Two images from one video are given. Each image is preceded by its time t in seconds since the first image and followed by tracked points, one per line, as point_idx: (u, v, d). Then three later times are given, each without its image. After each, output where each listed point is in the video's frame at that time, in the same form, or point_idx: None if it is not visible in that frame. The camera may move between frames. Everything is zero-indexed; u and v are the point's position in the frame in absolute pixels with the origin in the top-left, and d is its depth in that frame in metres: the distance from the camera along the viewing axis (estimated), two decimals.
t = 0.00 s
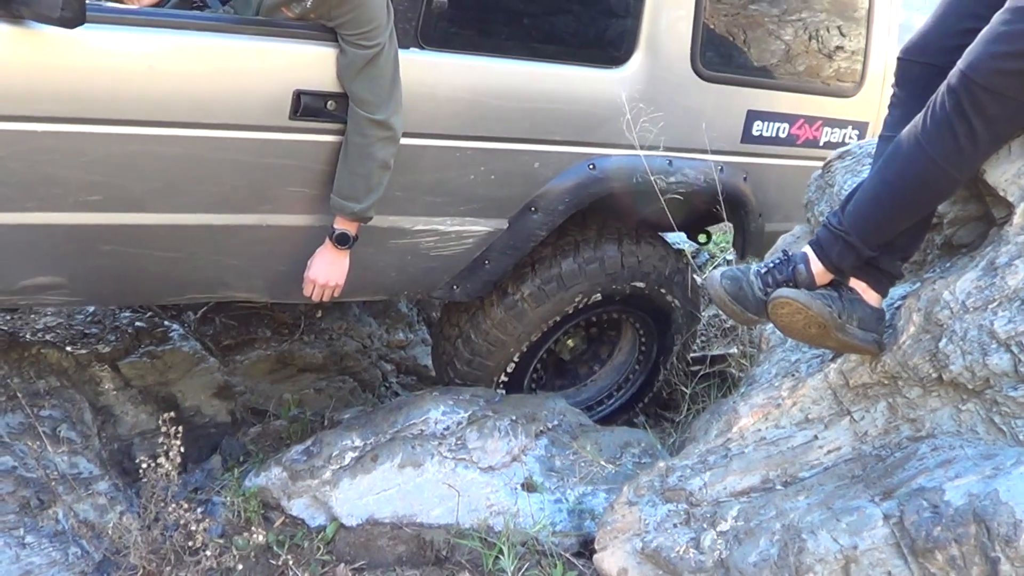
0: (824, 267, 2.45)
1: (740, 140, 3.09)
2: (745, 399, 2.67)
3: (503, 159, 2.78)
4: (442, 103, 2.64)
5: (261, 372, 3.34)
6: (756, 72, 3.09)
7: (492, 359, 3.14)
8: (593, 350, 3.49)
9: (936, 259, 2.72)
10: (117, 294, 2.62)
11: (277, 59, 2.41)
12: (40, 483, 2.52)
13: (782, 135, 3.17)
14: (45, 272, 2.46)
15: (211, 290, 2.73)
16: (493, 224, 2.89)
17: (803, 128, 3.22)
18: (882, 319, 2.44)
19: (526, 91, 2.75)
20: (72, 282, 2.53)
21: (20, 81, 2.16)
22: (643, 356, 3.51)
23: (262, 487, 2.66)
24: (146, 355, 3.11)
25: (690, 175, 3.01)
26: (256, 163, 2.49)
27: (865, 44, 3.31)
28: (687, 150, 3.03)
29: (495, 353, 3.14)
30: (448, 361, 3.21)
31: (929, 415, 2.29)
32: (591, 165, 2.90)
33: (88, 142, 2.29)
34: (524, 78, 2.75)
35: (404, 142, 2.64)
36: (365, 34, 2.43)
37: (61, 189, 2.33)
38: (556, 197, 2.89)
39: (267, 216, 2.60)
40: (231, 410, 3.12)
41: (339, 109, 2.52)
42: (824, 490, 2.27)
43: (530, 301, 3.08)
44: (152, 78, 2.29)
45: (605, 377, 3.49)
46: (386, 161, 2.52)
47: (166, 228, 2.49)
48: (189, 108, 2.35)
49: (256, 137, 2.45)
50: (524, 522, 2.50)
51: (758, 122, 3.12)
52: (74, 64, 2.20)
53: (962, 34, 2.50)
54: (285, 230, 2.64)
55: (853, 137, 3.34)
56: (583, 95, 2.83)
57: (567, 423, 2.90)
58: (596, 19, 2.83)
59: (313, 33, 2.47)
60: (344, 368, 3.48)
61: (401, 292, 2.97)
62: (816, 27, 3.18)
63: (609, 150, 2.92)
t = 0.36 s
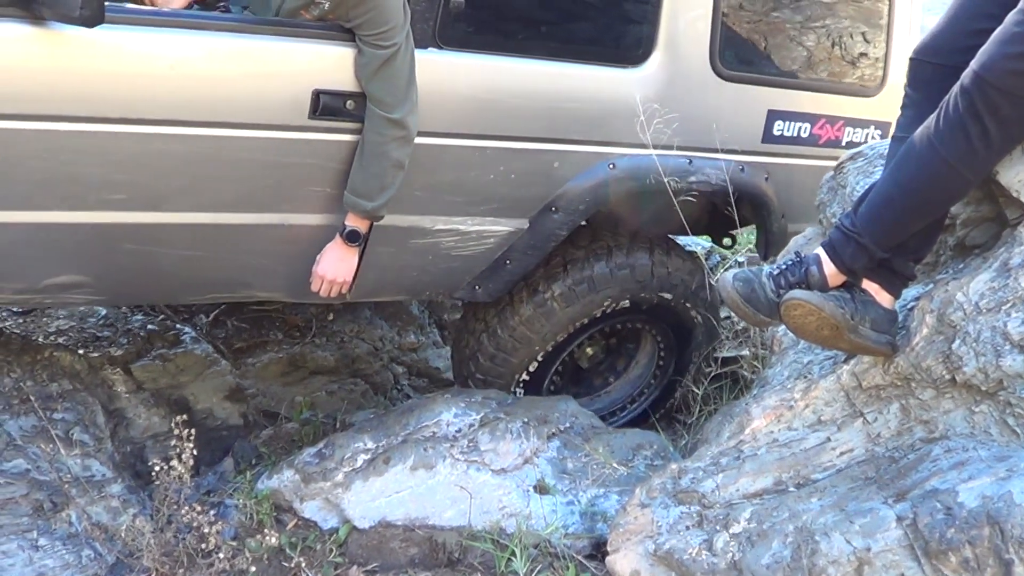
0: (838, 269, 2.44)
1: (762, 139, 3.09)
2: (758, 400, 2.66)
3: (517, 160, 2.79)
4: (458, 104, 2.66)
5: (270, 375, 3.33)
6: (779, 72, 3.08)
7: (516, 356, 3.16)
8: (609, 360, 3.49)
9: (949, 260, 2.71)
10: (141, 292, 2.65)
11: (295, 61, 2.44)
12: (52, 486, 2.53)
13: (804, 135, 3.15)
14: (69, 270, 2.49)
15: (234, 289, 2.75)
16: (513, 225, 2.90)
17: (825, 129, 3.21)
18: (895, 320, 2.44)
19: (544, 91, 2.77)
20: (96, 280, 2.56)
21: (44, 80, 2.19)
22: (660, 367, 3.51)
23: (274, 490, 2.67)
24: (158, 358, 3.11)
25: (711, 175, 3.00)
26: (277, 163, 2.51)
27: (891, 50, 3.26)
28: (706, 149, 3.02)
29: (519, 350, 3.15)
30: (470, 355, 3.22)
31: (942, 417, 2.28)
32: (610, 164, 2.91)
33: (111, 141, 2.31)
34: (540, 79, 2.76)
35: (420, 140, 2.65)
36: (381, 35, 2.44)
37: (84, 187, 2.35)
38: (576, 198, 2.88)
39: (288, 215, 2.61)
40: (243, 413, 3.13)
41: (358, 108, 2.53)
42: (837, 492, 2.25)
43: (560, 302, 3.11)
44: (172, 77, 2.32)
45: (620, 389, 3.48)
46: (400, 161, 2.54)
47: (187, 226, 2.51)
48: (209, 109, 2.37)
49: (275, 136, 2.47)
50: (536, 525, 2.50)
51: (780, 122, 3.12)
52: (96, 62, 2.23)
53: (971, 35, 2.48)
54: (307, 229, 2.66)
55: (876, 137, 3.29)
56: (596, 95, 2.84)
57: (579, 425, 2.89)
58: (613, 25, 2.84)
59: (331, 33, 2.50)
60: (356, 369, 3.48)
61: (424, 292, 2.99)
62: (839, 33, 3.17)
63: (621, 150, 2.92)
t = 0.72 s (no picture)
0: (852, 270, 2.43)
1: (794, 144, 3.12)
2: (774, 402, 2.66)
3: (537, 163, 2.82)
4: (498, 101, 2.71)
5: (287, 379, 3.33)
6: (812, 78, 3.12)
7: (562, 344, 3.16)
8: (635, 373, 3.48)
9: (964, 261, 2.71)
10: (186, 282, 2.73)
11: (336, 56, 2.52)
12: (69, 490, 2.54)
13: (837, 140, 3.18)
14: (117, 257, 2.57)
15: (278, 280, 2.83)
16: (551, 223, 2.95)
17: (857, 135, 3.23)
18: (908, 322, 2.44)
19: (582, 92, 2.81)
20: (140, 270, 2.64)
21: (98, 70, 2.28)
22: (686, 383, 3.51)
23: (290, 493, 2.68)
24: (175, 362, 3.11)
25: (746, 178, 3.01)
26: (321, 154, 2.58)
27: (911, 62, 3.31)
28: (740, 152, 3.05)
29: (566, 339, 3.15)
30: (516, 339, 3.22)
31: (957, 418, 2.27)
32: (645, 165, 2.94)
33: (153, 130, 2.40)
34: (563, 80, 2.78)
35: (462, 137, 2.70)
36: (425, 31, 2.52)
37: (133, 175, 2.44)
38: (612, 197, 2.93)
39: (330, 208, 2.69)
40: (259, 417, 3.15)
41: (399, 103, 2.60)
42: (852, 494, 2.25)
43: (615, 296, 3.12)
44: (221, 70, 2.40)
45: (642, 403, 3.47)
46: (444, 154, 2.62)
47: (228, 216, 2.59)
48: (253, 100, 2.45)
49: (318, 128, 2.54)
50: (552, 527, 2.50)
51: (812, 128, 3.15)
52: (145, 51, 2.33)
53: (983, 36, 2.47)
54: (349, 223, 2.73)
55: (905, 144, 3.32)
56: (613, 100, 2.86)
57: (594, 427, 2.89)
58: (629, 35, 2.87)
59: (374, 30, 2.59)
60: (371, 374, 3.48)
61: (462, 288, 3.06)
62: (859, 43, 3.20)
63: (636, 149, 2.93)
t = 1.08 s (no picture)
0: (871, 280, 2.40)
1: (830, 152, 3.12)
2: (792, 412, 2.67)
3: (569, 167, 2.86)
4: (544, 101, 2.78)
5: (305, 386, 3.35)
6: (840, 87, 3.13)
7: (608, 342, 3.15)
8: (665, 389, 3.44)
9: (982, 271, 2.71)
10: (233, 273, 2.82)
11: (381, 46, 2.62)
12: (88, 492, 2.56)
13: (873, 149, 3.17)
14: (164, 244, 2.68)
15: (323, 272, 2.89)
16: (591, 223, 2.98)
17: (893, 145, 3.22)
18: (926, 332, 2.41)
19: (622, 93, 2.86)
20: (192, 256, 2.75)
21: (154, 57, 2.43)
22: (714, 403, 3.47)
23: (308, 498, 2.69)
24: (193, 366, 3.16)
25: (783, 184, 3.03)
26: (369, 146, 2.67)
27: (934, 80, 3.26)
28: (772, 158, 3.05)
29: (613, 337, 3.15)
30: (561, 334, 3.21)
31: (974, 428, 2.26)
32: (684, 166, 2.95)
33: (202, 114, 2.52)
34: (599, 81, 2.83)
35: (504, 134, 2.77)
36: (470, 27, 2.60)
37: (187, 162, 2.56)
38: (652, 199, 2.97)
39: (374, 201, 2.77)
40: (277, 422, 3.20)
41: (444, 99, 2.69)
42: (869, 504, 2.24)
43: (665, 300, 3.14)
44: (272, 61, 2.53)
45: (669, 419, 3.42)
46: (489, 149, 2.69)
47: (277, 205, 2.69)
48: (303, 88, 2.56)
49: (366, 121, 2.64)
50: (570, 534, 2.50)
51: (848, 136, 3.14)
52: (196, 36, 2.46)
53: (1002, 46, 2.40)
54: (393, 217, 2.81)
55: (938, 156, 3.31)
56: (638, 107, 2.88)
57: (612, 435, 2.89)
58: (648, 50, 2.90)
59: (420, 26, 2.67)
60: (388, 381, 3.47)
61: (503, 288, 3.09)
62: (879, 61, 3.18)
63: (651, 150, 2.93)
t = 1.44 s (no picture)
0: (886, 289, 2.39)
1: (861, 169, 3.11)
2: (806, 420, 2.66)
3: (596, 177, 2.87)
4: (577, 112, 2.79)
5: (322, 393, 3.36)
6: (868, 103, 3.12)
7: (642, 352, 3.16)
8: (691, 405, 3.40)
9: (998, 281, 2.71)
10: (263, 277, 2.84)
11: (416, 54, 2.63)
12: (104, 497, 2.58)
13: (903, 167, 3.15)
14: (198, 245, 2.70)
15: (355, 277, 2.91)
16: (621, 235, 2.99)
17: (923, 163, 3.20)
18: (942, 341, 2.39)
19: (654, 105, 2.87)
20: (223, 258, 2.77)
21: (191, 59, 2.45)
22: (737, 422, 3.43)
23: (324, 504, 2.70)
24: (210, 372, 3.15)
25: (811, 200, 3.03)
26: (403, 153, 2.68)
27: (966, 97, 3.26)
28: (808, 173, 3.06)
29: (644, 348, 3.15)
30: (593, 343, 3.22)
31: (989, 438, 2.25)
32: (714, 181, 2.96)
33: (236, 117, 2.53)
34: (632, 91, 2.84)
35: (541, 144, 2.79)
36: (506, 36, 2.63)
37: (223, 165, 2.58)
38: (682, 212, 2.97)
39: (408, 209, 2.78)
40: (293, 428, 3.21)
41: (478, 108, 2.70)
42: (884, 512, 2.24)
43: (700, 313, 3.15)
44: (309, 67, 2.54)
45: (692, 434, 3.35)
46: (525, 158, 2.70)
47: (309, 211, 2.70)
48: (337, 96, 2.58)
49: (402, 128, 2.65)
50: (584, 542, 2.51)
51: (879, 154, 3.13)
52: (234, 40, 2.48)
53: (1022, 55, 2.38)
54: (426, 224, 2.81)
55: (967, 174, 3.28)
56: (670, 116, 2.89)
57: (627, 443, 2.89)
58: (676, 65, 2.92)
59: (455, 34, 2.70)
60: (404, 386, 3.50)
61: (533, 297, 3.12)
62: (908, 76, 3.17)
63: (669, 160, 2.92)
